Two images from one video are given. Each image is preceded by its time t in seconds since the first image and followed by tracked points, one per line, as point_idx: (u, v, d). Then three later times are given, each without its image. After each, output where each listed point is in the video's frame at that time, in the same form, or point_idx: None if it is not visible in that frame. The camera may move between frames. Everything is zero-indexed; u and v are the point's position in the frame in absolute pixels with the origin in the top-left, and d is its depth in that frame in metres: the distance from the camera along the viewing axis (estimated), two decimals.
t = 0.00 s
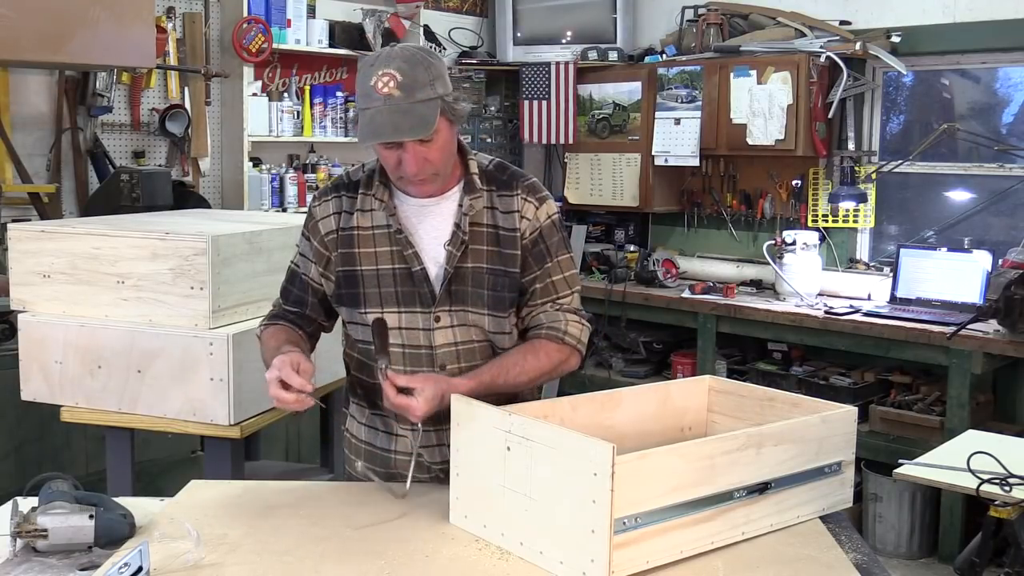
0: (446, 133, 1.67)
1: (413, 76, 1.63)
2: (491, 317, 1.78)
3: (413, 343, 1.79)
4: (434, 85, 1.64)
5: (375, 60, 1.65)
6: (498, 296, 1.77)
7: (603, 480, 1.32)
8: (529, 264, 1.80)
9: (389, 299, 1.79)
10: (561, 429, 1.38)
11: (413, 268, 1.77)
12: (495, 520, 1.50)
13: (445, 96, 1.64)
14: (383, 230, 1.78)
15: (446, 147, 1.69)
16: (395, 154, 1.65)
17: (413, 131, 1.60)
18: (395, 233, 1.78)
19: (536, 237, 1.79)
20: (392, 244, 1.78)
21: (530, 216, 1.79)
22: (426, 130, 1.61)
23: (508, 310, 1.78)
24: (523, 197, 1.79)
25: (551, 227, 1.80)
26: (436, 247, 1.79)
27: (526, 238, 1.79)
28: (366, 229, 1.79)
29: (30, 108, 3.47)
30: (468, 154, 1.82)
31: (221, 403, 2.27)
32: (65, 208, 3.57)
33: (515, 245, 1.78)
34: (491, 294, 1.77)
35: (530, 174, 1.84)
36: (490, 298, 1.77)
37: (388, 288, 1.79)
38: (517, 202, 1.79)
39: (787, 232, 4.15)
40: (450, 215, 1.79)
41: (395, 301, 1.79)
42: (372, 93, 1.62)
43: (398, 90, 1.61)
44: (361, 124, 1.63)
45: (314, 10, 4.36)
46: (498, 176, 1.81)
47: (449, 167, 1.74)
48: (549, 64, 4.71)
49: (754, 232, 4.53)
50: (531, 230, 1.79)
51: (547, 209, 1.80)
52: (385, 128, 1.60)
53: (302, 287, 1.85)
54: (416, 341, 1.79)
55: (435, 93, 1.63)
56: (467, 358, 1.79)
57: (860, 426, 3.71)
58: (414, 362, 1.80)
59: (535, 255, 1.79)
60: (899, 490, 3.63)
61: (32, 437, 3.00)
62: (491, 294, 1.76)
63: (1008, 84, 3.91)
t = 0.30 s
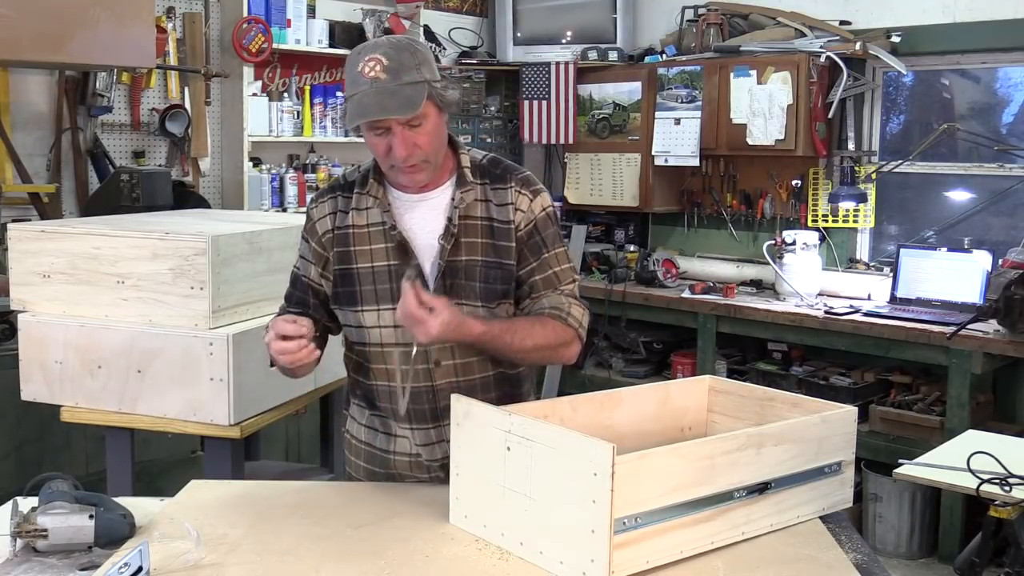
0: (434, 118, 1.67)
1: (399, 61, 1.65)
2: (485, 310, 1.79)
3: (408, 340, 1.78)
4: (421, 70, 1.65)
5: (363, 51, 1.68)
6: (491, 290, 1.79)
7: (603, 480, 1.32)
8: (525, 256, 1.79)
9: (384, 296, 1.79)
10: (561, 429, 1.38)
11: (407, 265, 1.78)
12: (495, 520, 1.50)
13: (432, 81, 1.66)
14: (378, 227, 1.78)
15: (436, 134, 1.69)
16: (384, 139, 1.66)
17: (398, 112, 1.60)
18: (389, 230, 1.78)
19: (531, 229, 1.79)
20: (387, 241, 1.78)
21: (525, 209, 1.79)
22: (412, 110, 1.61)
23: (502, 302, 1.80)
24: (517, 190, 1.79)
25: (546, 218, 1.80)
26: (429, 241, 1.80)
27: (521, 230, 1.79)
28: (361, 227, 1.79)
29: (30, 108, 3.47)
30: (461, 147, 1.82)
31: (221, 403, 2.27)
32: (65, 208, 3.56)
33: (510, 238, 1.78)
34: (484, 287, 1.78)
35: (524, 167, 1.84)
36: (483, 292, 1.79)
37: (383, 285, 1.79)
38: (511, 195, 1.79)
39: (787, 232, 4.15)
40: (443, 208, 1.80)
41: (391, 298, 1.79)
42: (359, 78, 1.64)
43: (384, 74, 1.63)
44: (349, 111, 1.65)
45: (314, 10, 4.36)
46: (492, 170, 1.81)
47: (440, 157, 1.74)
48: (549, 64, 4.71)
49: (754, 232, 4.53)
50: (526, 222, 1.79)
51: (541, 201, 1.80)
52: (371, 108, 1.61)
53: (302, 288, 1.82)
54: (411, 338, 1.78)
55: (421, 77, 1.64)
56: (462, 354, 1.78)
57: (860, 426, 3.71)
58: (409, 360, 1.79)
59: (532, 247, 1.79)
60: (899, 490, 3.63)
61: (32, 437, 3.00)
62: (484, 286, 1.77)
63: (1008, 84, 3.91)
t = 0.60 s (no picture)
0: (410, 111, 1.67)
1: (366, 59, 1.66)
2: (492, 298, 1.79)
3: (414, 337, 1.79)
4: (389, 65, 1.66)
5: (331, 58, 1.70)
6: (495, 276, 1.79)
7: (603, 480, 1.32)
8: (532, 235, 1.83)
9: (388, 296, 1.79)
10: (561, 429, 1.38)
11: (408, 261, 1.78)
12: (495, 520, 1.50)
13: (401, 75, 1.66)
14: (374, 229, 1.79)
15: (414, 127, 1.69)
16: (364, 139, 1.66)
17: (371, 107, 1.62)
18: (385, 230, 1.78)
19: (532, 209, 1.83)
20: (384, 241, 1.78)
21: (520, 190, 1.83)
22: (384, 104, 1.62)
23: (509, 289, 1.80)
24: (509, 173, 1.84)
25: (541, 196, 1.85)
26: (428, 234, 1.81)
27: (523, 211, 1.82)
28: (356, 231, 1.80)
29: (30, 107, 3.46)
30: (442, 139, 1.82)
31: (221, 403, 2.27)
32: (64, 208, 3.56)
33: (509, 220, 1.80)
34: (489, 274, 1.79)
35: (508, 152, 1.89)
36: (488, 279, 1.79)
37: (385, 286, 1.79)
38: (504, 179, 1.83)
39: (787, 232, 4.15)
40: (438, 200, 1.81)
41: (394, 297, 1.79)
42: (329, 83, 1.66)
43: (353, 73, 1.64)
44: (324, 116, 1.66)
45: (314, 10, 4.35)
46: (480, 158, 1.85)
47: (423, 152, 1.73)
48: (549, 64, 4.71)
49: (754, 232, 4.53)
50: (524, 202, 1.82)
51: (533, 181, 1.85)
52: (344, 107, 1.62)
53: (302, 300, 1.82)
54: (418, 334, 1.79)
55: (390, 72, 1.65)
56: (469, 346, 1.80)
57: (860, 426, 3.71)
58: (416, 356, 1.79)
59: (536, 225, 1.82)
60: (899, 490, 3.63)
61: (32, 437, 3.00)
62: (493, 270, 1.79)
63: (1008, 84, 3.91)
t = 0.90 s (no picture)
0: (401, 126, 1.66)
1: (351, 80, 1.62)
2: (503, 298, 1.85)
3: (428, 344, 1.79)
4: (375, 83, 1.63)
5: (314, 77, 1.66)
6: (506, 276, 1.85)
7: (603, 480, 1.32)
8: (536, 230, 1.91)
9: (398, 306, 1.78)
10: (561, 429, 1.39)
11: (417, 271, 1.77)
12: (495, 520, 1.50)
13: (388, 91, 1.64)
14: (378, 241, 1.77)
15: (407, 141, 1.68)
16: (358, 161, 1.65)
17: (362, 133, 1.60)
18: (389, 241, 1.77)
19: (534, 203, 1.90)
20: (390, 252, 1.77)
21: (520, 187, 1.88)
22: (375, 128, 1.60)
23: (517, 287, 1.86)
24: (508, 170, 1.88)
25: (539, 189, 1.90)
26: (434, 242, 1.80)
27: (525, 207, 1.88)
28: (360, 243, 1.77)
29: (29, 107, 3.46)
30: (438, 142, 1.84)
31: (221, 403, 2.27)
32: (65, 208, 3.56)
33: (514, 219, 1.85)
34: (500, 275, 1.84)
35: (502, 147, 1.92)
36: (499, 280, 1.84)
37: (396, 296, 1.78)
38: (504, 177, 1.87)
39: (787, 232, 4.15)
40: (441, 206, 1.81)
41: (404, 306, 1.78)
42: (316, 108, 1.63)
43: (340, 98, 1.61)
44: (314, 141, 1.63)
45: (314, 10, 4.35)
46: (476, 158, 1.87)
47: (417, 161, 1.74)
48: (549, 64, 4.72)
49: (754, 232, 4.53)
50: (526, 198, 1.88)
51: (530, 176, 1.90)
52: (335, 136, 1.59)
53: (311, 317, 1.77)
54: (431, 341, 1.79)
55: (376, 91, 1.62)
56: (483, 348, 1.82)
57: (860, 426, 3.71)
58: (430, 362, 1.80)
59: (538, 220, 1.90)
60: (898, 490, 3.63)
61: (32, 437, 3.00)
62: (501, 273, 1.84)
63: (1008, 84, 3.91)
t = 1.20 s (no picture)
0: (407, 145, 1.63)
1: (355, 100, 1.59)
2: (513, 304, 1.87)
3: (438, 352, 1.80)
4: (379, 103, 1.60)
5: (316, 96, 1.62)
6: (515, 283, 1.87)
7: (604, 480, 1.32)
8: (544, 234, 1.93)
9: (409, 316, 1.78)
10: (561, 429, 1.39)
11: (427, 282, 1.77)
12: (494, 520, 1.50)
13: (393, 110, 1.60)
14: (388, 251, 1.77)
15: (413, 158, 1.66)
16: (366, 182, 1.63)
17: (368, 158, 1.57)
18: (399, 252, 1.77)
19: (541, 206, 1.92)
20: (401, 263, 1.77)
21: (527, 191, 1.90)
22: (382, 153, 1.57)
23: (525, 292, 1.89)
24: (515, 174, 1.89)
25: (545, 192, 1.92)
26: (444, 252, 1.81)
27: (532, 211, 1.90)
28: (370, 253, 1.77)
29: (29, 107, 3.46)
30: (445, 148, 1.83)
31: (221, 402, 2.27)
32: (64, 208, 3.56)
33: (521, 224, 1.88)
34: (510, 282, 1.86)
35: (505, 149, 1.93)
36: (509, 286, 1.86)
37: (406, 307, 1.78)
38: (510, 181, 1.88)
39: (787, 232, 4.15)
40: (449, 214, 1.81)
41: (415, 315, 1.79)
42: (321, 131, 1.59)
43: (345, 121, 1.58)
44: (320, 165, 1.61)
45: (314, 10, 4.35)
46: (482, 162, 1.88)
47: (423, 173, 1.72)
48: (549, 64, 4.72)
49: (754, 232, 4.53)
50: (533, 201, 1.90)
51: (536, 179, 1.91)
52: (341, 162, 1.56)
53: (325, 330, 1.76)
54: (442, 349, 1.80)
55: (382, 113, 1.59)
56: (493, 354, 1.84)
57: (860, 426, 3.71)
58: (441, 369, 1.80)
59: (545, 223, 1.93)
60: (898, 490, 3.63)
61: (32, 438, 3.00)
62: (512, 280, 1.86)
63: (1008, 84, 3.91)
